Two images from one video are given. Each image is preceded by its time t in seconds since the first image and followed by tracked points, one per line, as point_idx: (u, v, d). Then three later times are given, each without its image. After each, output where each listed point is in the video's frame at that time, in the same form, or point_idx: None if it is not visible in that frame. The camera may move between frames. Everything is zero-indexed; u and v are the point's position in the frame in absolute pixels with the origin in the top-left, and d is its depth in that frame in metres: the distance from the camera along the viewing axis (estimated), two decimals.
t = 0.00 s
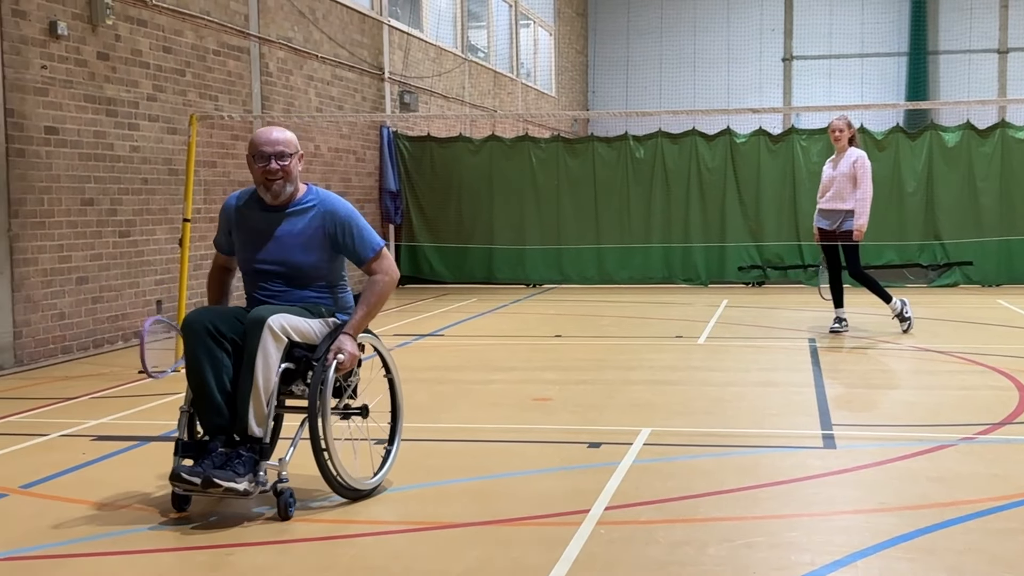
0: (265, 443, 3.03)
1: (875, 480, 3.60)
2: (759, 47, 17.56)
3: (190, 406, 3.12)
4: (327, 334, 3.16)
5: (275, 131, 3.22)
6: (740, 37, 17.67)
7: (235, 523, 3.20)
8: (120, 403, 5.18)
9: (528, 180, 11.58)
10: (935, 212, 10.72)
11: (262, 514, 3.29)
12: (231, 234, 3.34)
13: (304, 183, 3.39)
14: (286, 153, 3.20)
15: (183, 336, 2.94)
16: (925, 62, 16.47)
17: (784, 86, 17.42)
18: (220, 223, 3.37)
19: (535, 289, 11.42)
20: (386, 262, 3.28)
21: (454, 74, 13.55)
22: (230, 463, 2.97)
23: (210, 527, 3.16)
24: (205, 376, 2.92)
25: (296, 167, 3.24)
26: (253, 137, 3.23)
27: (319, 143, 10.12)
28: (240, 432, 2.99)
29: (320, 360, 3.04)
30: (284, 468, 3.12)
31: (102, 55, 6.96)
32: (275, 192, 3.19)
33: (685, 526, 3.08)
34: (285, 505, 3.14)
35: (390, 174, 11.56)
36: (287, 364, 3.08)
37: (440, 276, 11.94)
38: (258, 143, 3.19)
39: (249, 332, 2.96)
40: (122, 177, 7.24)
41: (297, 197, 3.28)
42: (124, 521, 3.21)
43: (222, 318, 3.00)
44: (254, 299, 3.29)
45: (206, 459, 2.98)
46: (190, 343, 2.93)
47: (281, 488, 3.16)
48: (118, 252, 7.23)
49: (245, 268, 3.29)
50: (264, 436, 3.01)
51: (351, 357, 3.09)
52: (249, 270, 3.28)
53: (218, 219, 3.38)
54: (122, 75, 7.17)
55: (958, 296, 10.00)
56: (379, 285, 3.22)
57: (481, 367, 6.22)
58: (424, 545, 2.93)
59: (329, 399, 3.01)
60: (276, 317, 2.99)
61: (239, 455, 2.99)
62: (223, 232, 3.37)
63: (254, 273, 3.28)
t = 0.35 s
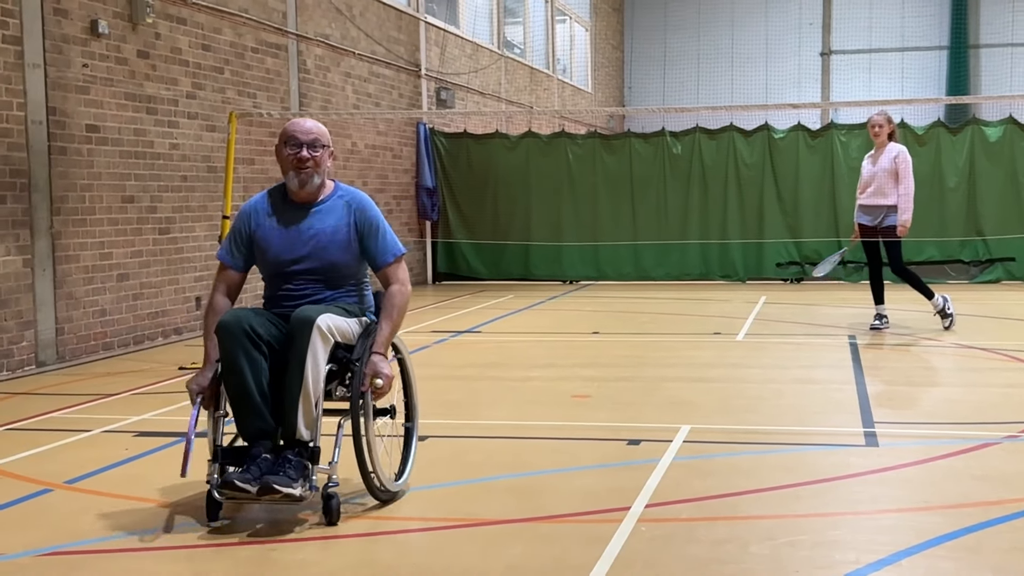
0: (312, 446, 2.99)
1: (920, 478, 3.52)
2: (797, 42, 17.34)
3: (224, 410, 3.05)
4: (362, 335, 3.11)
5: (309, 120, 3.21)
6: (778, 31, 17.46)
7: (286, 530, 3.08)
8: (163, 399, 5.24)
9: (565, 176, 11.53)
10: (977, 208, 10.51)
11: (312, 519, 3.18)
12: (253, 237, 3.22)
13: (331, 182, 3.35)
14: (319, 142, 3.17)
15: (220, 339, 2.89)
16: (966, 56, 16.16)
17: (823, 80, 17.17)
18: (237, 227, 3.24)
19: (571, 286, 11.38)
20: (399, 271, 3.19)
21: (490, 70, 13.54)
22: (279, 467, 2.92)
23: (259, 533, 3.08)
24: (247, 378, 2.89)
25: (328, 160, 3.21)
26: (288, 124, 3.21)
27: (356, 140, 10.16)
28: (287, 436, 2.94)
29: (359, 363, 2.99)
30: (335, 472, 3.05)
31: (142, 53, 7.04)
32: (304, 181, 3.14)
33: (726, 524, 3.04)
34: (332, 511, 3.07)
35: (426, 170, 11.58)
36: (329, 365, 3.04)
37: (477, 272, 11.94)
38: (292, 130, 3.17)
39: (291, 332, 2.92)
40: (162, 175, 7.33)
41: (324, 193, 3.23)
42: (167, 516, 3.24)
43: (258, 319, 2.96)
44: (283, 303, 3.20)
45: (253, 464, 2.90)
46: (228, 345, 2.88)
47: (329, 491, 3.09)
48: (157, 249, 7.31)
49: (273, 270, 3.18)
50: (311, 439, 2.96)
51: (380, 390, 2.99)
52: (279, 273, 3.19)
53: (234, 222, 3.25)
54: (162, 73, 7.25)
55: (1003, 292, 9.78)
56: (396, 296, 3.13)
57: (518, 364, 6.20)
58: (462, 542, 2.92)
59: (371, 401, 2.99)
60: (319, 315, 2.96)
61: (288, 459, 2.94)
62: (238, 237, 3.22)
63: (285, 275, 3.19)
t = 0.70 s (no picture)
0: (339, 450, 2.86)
1: (936, 474, 3.49)
2: (812, 37, 17.23)
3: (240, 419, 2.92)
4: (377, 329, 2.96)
5: (318, 110, 3.10)
6: (792, 26, 17.36)
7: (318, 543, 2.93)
8: (177, 395, 5.26)
9: (578, 172, 11.49)
10: (992, 204, 10.42)
11: (334, 529, 3.05)
12: (256, 226, 3.04)
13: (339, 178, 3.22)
14: (328, 131, 3.04)
15: (240, 341, 2.75)
16: (980, 52, 16.03)
17: (837, 76, 17.05)
18: (240, 216, 3.07)
19: (585, 282, 11.37)
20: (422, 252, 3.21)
21: (503, 66, 13.52)
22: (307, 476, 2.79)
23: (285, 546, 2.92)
24: (270, 380, 2.75)
25: (336, 152, 3.07)
26: (298, 113, 3.10)
27: (370, 137, 10.17)
28: (315, 441, 2.80)
29: (375, 366, 2.82)
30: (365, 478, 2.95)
31: (156, 50, 7.07)
32: (310, 169, 2.98)
33: (741, 520, 3.02)
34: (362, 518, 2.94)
35: (440, 167, 11.57)
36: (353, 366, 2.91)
37: (491, 269, 11.95)
38: (301, 117, 3.06)
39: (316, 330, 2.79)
40: (176, 172, 7.35)
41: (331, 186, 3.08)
42: (184, 512, 3.25)
43: (277, 322, 2.84)
44: (284, 297, 2.99)
45: (281, 473, 2.77)
46: (249, 346, 2.75)
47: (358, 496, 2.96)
48: (171, 246, 7.34)
49: (276, 260, 2.99)
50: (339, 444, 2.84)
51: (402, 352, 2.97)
52: (282, 263, 2.99)
53: (236, 212, 3.07)
54: (176, 70, 7.27)
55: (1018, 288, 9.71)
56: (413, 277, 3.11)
57: (531, 360, 6.19)
58: (474, 537, 2.92)
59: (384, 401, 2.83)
60: (345, 312, 2.84)
61: (316, 467, 2.81)
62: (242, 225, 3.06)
63: (288, 266, 2.99)
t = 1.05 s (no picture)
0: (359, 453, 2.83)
1: (945, 470, 3.48)
2: (822, 33, 17.14)
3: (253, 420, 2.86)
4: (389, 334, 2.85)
5: (321, 107, 2.96)
6: (802, 22, 17.28)
7: (342, 551, 2.82)
8: (187, 391, 5.28)
9: (588, 169, 11.47)
10: (1003, 199, 10.36)
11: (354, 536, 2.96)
12: (263, 227, 2.95)
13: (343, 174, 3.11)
14: (333, 131, 2.92)
15: (258, 342, 2.69)
16: (991, 47, 15.94)
17: (847, 72, 16.97)
18: (244, 216, 2.96)
19: (594, 279, 11.36)
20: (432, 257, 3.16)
21: (513, 63, 13.50)
22: (329, 482, 2.75)
23: (311, 554, 2.82)
24: (290, 382, 2.69)
25: (341, 150, 2.96)
26: (299, 112, 2.97)
27: (379, 133, 10.17)
28: (335, 444, 2.76)
29: (390, 367, 2.80)
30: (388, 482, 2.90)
31: (167, 47, 7.09)
32: (318, 173, 2.89)
33: (751, 516, 3.02)
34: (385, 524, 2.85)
35: (449, 164, 11.56)
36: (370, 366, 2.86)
37: (500, 266, 11.94)
38: (303, 117, 2.92)
39: (337, 329, 2.74)
40: (187, 169, 7.37)
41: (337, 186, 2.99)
42: (195, 508, 3.27)
43: (294, 323, 2.79)
44: (296, 299, 2.93)
45: (302, 478, 2.72)
46: (267, 348, 2.68)
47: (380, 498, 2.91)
48: (182, 242, 7.36)
49: (287, 263, 2.91)
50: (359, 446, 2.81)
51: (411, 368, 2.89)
52: (292, 266, 2.91)
53: (240, 212, 2.96)
54: (186, 67, 7.29)
55: None
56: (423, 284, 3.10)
57: (541, 356, 6.19)
58: (483, 532, 2.92)
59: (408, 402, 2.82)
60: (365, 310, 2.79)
61: (336, 472, 2.77)
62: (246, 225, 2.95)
63: (298, 269, 2.92)
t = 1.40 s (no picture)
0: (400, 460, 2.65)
1: (953, 466, 3.47)
2: (828, 29, 17.09)
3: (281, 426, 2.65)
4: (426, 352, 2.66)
5: (323, 96, 2.76)
6: (809, 18, 17.22)
7: (394, 563, 2.68)
8: (195, 388, 5.29)
9: (594, 166, 11.46)
10: (1010, 195, 10.32)
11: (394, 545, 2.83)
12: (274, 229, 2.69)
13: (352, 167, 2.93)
14: (336, 118, 2.72)
15: (297, 347, 2.48)
16: (999, 42, 15.86)
17: (853, 68, 16.91)
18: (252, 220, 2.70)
19: (601, 276, 11.34)
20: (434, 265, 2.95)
21: (519, 60, 13.49)
22: (372, 493, 2.57)
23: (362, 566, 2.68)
24: (331, 387, 2.49)
25: (348, 138, 2.76)
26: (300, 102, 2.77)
27: (385, 130, 10.18)
28: (379, 452, 2.57)
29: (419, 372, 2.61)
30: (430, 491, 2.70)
31: (173, 44, 7.09)
32: (327, 167, 2.70)
33: (759, 512, 3.01)
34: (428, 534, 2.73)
35: (455, 160, 11.54)
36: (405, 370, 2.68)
37: (506, 262, 11.95)
38: (304, 107, 2.72)
39: (378, 332, 2.54)
40: (193, 166, 7.38)
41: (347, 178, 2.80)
42: (202, 505, 3.28)
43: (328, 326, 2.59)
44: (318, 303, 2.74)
45: (347, 489, 2.52)
46: (307, 353, 2.48)
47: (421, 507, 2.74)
48: (189, 240, 7.37)
49: (312, 266, 2.70)
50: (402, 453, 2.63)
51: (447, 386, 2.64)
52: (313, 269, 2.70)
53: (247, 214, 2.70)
54: (193, 64, 7.29)
55: None
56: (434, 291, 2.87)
57: (547, 353, 6.18)
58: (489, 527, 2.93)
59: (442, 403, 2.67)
60: (405, 310, 2.60)
61: (379, 481, 2.59)
62: (257, 230, 2.67)
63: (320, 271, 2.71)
